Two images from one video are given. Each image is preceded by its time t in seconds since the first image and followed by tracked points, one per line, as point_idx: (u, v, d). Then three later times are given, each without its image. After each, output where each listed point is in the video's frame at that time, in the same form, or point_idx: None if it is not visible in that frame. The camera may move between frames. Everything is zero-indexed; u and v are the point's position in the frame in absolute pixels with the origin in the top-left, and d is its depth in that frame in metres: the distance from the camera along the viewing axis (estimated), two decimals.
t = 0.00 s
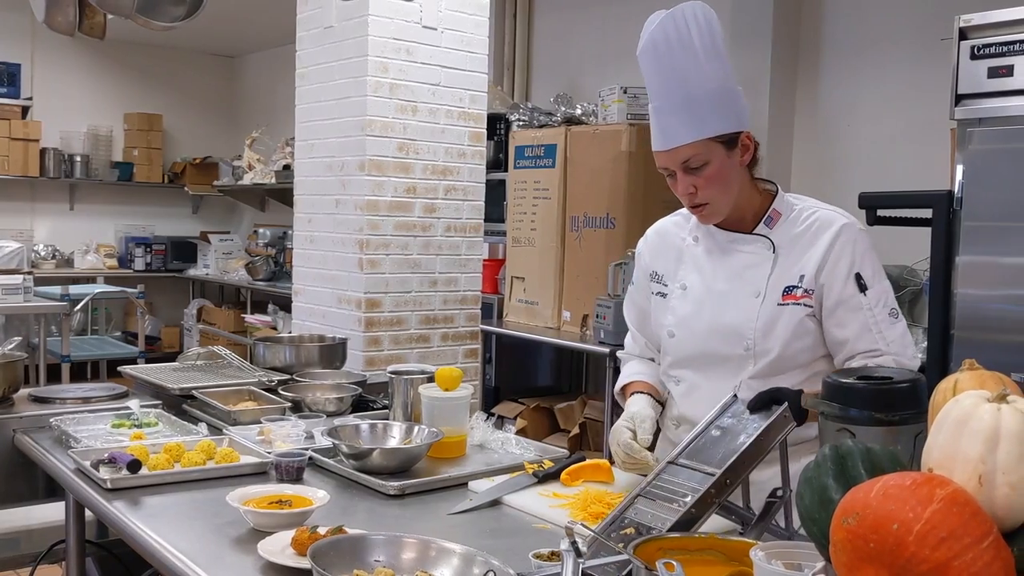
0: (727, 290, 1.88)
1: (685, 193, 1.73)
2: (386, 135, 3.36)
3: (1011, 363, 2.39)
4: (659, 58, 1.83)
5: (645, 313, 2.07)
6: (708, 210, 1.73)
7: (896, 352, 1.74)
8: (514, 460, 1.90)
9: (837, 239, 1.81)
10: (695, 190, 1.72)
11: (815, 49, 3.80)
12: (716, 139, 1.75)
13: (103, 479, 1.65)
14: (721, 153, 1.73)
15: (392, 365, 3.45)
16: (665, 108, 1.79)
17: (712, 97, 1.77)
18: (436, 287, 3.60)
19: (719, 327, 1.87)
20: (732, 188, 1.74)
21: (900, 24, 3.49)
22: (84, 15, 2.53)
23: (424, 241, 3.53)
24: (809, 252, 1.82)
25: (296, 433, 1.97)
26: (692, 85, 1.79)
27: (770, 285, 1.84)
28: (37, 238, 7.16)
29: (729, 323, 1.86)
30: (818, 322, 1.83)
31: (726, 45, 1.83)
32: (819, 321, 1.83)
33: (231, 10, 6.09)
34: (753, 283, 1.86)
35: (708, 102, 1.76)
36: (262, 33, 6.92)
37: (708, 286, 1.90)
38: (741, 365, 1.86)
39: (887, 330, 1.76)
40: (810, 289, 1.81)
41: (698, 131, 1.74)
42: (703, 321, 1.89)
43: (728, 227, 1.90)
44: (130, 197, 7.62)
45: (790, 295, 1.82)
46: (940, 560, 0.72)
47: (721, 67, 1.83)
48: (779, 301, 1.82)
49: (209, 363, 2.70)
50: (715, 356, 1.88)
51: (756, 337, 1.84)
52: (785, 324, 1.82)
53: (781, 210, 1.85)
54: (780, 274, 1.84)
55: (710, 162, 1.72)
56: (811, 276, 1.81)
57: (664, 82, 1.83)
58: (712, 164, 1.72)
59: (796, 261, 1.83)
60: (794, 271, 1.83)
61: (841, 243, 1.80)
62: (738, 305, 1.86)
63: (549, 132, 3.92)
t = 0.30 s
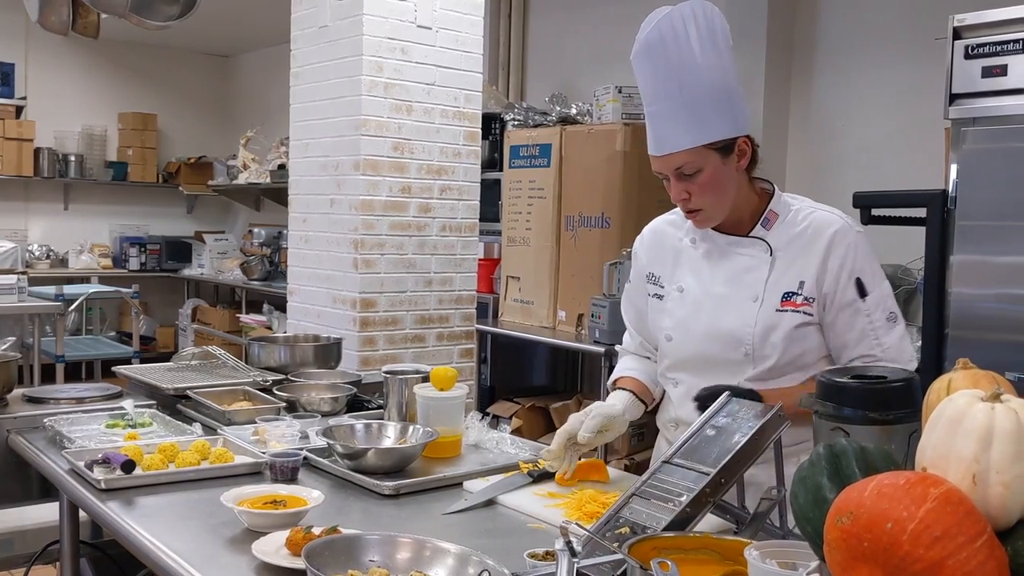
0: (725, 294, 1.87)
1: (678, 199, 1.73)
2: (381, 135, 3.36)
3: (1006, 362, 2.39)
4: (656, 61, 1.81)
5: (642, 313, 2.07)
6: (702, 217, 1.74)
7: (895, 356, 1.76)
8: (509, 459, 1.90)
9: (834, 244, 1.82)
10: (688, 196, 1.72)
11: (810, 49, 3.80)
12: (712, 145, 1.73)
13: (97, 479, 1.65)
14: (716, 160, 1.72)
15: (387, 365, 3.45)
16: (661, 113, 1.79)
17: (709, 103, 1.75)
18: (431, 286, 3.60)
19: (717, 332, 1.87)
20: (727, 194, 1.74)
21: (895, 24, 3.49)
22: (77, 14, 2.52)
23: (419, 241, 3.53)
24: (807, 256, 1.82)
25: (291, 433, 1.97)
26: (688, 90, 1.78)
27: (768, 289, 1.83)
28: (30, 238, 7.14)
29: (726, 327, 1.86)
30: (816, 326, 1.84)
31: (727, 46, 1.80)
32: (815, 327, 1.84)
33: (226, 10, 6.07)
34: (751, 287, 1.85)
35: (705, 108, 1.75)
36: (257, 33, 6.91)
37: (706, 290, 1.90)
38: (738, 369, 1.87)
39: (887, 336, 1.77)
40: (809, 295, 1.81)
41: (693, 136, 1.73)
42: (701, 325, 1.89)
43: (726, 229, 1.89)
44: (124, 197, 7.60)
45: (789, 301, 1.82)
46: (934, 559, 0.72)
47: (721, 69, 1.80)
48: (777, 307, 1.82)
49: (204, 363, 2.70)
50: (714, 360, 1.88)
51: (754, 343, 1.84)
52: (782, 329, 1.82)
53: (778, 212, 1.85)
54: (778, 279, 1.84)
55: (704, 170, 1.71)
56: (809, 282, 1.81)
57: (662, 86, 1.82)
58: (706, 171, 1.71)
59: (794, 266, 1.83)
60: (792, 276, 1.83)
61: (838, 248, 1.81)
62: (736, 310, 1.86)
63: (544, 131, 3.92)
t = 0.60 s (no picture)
0: (695, 312, 1.89)
1: (652, 213, 1.72)
2: (372, 135, 3.35)
3: (995, 360, 2.40)
4: (636, 70, 1.80)
5: (625, 317, 2.08)
6: (676, 230, 1.73)
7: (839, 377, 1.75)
8: (500, 460, 1.90)
9: (792, 265, 1.79)
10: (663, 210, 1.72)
11: (799, 49, 3.81)
12: (688, 159, 1.73)
13: (86, 481, 1.64)
14: (690, 174, 1.73)
15: (378, 365, 3.44)
16: (640, 124, 1.78)
17: (689, 116, 1.75)
18: (422, 286, 3.59)
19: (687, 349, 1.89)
20: (702, 209, 1.74)
21: (883, 24, 3.50)
22: (65, 14, 2.51)
23: (409, 241, 3.52)
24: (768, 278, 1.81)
25: (281, 434, 1.96)
26: (669, 102, 1.77)
27: (732, 309, 1.83)
28: (18, 238, 7.10)
29: (695, 346, 1.88)
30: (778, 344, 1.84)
31: (710, 56, 1.80)
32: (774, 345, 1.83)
33: (215, 9, 6.05)
34: (718, 306, 1.85)
35: (685, 121, 1.75)
36: (246, 32, 6.89)
37: (679, 306, 1.91)
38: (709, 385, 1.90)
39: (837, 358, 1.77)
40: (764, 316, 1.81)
41: (669, 151, 1.73)
42: (674, 340, 1.91)
43: (700, 244, 1.89)
44: (113, 197, 7.56)
45: (746, 322, 1.82)
46: (924, 560, 0.72)
47: (702, 80, 1.80)
48: (736, 329, 1.82)
49: (193, 364, 2.69)
50: (689, 375, 1.91)
51: (716, 361, 1.85)
52: (742, 351, 1.83)
53: (747, 228, 1.83)
54: (740, 299, 1.83)
55: (679, 184, 1.72)
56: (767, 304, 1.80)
57: (641, 96, 1.81)
58: (681, 185, 1.71)
59: (756, 286, 1.82)
60: (752, 297, 1.82)
61: (792, 270, 1.78)
62: (703, 329, 1.87)
63: (534, 131, 3.92)
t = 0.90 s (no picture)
0: (685, 318, 1.88)
1: (636, 224, 1.72)
2: (368, 135, 3.35)
3: (991, 360, 2.41)
4: (613, 81, 1.80)
5: (615, 323, 2.09)
6: (661, 240, 1.73)
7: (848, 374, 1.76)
8: (497, 460, 1.90)
9: (783, 266, 1.79)
10: (646, 220, 1.71)
11: (795, 49, 3.81)
12: (669, 168, 1.73)
13: (82, 482, 1.63)
14: (672, 183, 1.73)
15: (375, 365, 3.44)
16: (620, 134, 1.77)
17: (668, 126, 1.76)
18: (419, 286, 3.59)
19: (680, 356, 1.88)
20: (685, 217, 1.73)
21: (879, 24, 3.51)
22: (61, 13, 2.50)
23: (406, 241, 3.52)
24: (759, 280, 1.81)
25: (278, 434, 1.95)
26: (648, 111, 1.77)
27: (724, 313, 1.83)
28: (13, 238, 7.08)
29: (687, 351, 1.87)
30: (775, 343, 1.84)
31: (684, 64, 1.80)
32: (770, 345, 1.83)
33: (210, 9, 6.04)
34: (708, 311, 1.85)
35: (665, 131, 1.75)
36: (242, 32, 6.87)
37: (668, 313, 1.91)
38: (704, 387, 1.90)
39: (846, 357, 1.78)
40: (760, 318, 1.81)
41: (650, 160, 1.73)
42: (664, 347, 1.91)
43: (686, 251, 1.89)
44: (108, 197, 7.54)
45: (741, 326, 1.81)
46: (924, 560, 0.72)
47: (677, 89, 1.81)
48: (731, 333, 1.82)
49: (190, 364, 2.68)
50: (682, 380, 1.91)
51: (712, 367, 1.84)
52: (737, 354, 1.82)
53: (733, 232, 1.83)
54: (731, 303, 1.83)
55: (661, 194, 1.71)
56: (761, 306, 1.80)
57: (619, 106, 1.80)
58: (663, 195, 1.71)
59: (747, 289, 1.82)
60: (745, 301, 1.82)
61: (785, 271, 1.79)
62: (694, 334, 1.86)
63: (531, 130, 3.92)
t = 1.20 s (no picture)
0: (682, 302, 1.88)
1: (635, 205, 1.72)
2: (365, 133, 3.34)
3: (987, 358, 2.41)
4: (619, 66, 1.80)
5: (608, 311, 2.09)
6: (658, 223, 1.73)
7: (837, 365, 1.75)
8: (494, 458, 1.89)
9: (781, 253, 1.78)
10: (644, 202, 1.72)
11: (793, 48, 3.81)
12: (669, 153, 1.73)
13: (78, 482, 1.62)
14: (673, 166, 1.72)
15: (372, 364, 3.44)
16: (623, 119, 1.77)
17: (671, 112, 1.75)
18: (416, 285, 3.58)
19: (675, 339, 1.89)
20: (684, 203, 1.73)
21: (876, 23, 3.51)
22: (57, 11, 2.48)
23: (403, 240, 3.51)
24: (756, 266, 1.79)
25: (274, 433, 1.95)
26: (651, 96, 1.76)
27: (721, 297, 1.83)
28: (9, 237, 7.06)
29: (683, 335, 1.87)
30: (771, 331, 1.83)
31: (692, 52, 1.79)
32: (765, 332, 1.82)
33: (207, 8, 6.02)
34: (705, 295, 1.85)
35: (666, 118, 1.74)
36: (239, 31, 6.86)
37: (665, 297, 1.91)
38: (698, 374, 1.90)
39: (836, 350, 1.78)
40: (757, 303, 1.80)
41: (651, 144, 1.73)
42: (660, 331, 1.91)
43: (683, 238, 1.89)
44: (104, 196, 7.53)
45: (738, 309, 1.81)
46: (924, 557, 0.72)
47: (683, 77, 1.79)
48: (727, 316, 1.81)
49: (186, 363, 2.67)
50: (677, 365, 1.91)
51: (706, 351, 1.85)
52: (732, 338, 1.82)
53: (734, 220, 1.83)
54: (728, 288, 1.82)
55: (661, 177, 1.71)
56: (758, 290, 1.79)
57: (624, 91, 1.80)
58: (663, 178, 1.71)
59: (745, 274, 1.81)
60: (743, 286, 1.81)
61: (784, 257, 1.78)
62: (691, 318, 1.86)
63: (528, 129, 3.92)
